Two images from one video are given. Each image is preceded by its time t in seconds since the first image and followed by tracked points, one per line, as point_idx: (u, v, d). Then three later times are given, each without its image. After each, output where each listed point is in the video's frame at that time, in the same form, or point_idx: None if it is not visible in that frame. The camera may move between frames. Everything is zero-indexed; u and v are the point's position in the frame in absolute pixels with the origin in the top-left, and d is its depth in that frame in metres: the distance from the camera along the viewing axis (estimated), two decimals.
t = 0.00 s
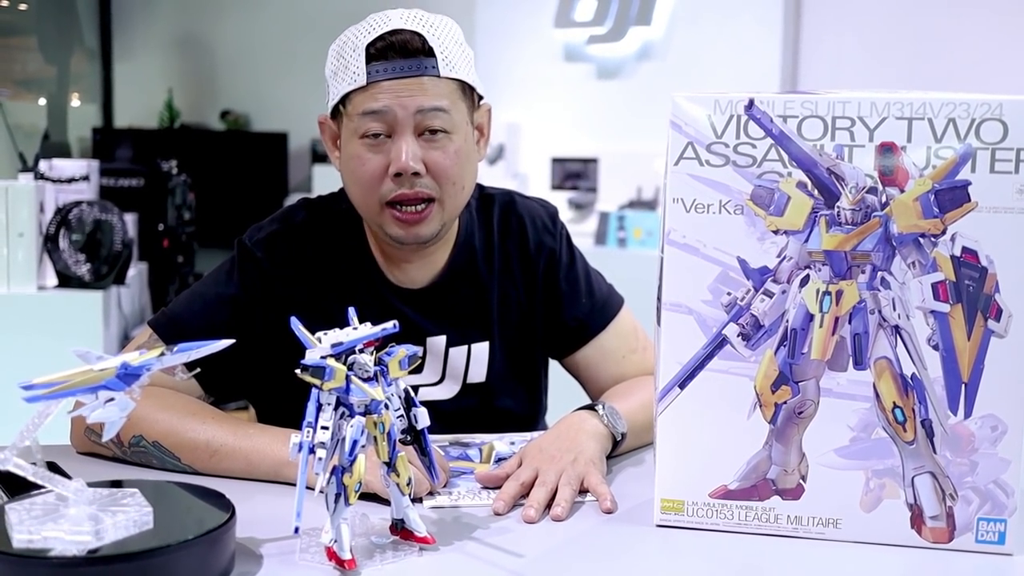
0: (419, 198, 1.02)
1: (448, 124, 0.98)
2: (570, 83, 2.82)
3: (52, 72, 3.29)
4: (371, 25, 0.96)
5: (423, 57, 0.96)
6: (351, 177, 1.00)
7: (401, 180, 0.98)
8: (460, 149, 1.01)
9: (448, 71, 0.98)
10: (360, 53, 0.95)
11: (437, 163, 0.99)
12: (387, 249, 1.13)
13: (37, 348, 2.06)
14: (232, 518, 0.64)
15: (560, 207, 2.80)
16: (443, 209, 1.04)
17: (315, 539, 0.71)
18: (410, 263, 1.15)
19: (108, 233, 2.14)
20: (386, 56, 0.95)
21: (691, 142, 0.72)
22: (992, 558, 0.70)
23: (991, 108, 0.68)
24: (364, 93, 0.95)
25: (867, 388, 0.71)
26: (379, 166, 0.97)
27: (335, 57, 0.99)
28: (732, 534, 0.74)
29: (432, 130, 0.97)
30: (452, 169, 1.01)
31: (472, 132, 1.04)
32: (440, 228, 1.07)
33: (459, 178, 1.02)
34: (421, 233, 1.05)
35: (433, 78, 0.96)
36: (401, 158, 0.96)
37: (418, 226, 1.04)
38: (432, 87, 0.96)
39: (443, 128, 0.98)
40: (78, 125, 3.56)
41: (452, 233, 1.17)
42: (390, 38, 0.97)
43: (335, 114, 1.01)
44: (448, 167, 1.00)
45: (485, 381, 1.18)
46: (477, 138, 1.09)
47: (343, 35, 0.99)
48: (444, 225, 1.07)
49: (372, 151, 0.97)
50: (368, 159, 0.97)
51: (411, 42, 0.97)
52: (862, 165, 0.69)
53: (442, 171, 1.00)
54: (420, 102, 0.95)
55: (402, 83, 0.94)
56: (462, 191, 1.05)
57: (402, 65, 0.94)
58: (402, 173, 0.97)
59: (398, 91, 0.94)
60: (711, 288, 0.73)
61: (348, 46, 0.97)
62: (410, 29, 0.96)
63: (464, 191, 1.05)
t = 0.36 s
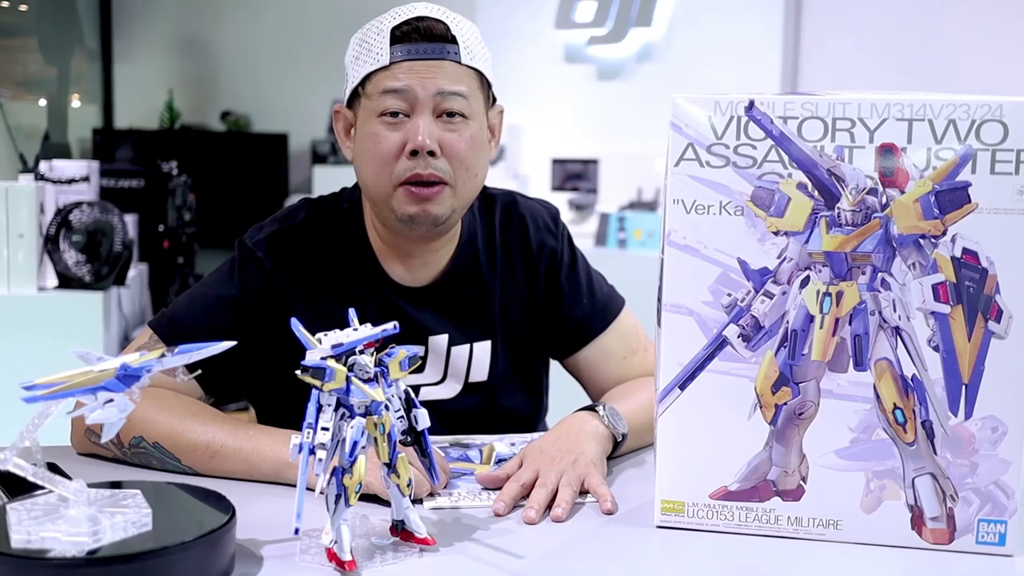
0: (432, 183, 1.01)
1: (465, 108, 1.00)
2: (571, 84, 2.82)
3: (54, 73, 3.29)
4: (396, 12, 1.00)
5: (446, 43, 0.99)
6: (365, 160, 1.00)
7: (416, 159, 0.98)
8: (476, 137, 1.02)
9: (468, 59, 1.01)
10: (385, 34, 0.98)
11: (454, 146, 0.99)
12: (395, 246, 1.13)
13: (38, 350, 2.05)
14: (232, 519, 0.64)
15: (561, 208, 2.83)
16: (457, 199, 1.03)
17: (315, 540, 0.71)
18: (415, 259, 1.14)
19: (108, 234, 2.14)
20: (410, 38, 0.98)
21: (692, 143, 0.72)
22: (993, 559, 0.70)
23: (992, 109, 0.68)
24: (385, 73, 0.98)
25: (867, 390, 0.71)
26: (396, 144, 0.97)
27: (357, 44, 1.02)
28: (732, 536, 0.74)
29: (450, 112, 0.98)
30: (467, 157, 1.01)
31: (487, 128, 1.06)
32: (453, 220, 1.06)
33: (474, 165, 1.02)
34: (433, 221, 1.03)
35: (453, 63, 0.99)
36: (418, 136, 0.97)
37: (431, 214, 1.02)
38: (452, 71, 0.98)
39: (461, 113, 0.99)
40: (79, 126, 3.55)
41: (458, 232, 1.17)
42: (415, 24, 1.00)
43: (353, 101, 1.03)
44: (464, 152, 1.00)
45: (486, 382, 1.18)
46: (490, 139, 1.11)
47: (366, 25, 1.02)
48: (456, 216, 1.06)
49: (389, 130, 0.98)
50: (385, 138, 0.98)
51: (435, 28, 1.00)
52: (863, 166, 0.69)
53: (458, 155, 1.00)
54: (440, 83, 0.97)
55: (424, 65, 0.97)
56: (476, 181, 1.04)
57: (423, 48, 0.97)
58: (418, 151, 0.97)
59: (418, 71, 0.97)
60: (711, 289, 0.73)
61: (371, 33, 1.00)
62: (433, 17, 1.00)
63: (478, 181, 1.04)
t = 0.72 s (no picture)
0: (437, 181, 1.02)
1: (475, 109, 0.99)
2: (570, 84, 2.82)
3: (54, 73, 3.29)
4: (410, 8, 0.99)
5: (458, 43, 0.98)
6: (372, 154, 1.00)
7: (422, 157, 0.98)
8: (483, 138, 1.02)
9: (478, 59, 1.00)
10: (397, 31, 0.97)
11: (462, 147, 0.99)
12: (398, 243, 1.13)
13: (38, 351, 2.05)
14: (232, 519, 0.64)
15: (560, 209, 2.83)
16: (461, 198, 1.04)
17: (315, 542, 0.71)
18: (415, 256, 1.15)
19: (107, 234, 2.14)
20: (422, 35, 0.97)
21: (692, 145, 0.72)
22: (992, 561, 0.70)
23: (992, 111, 0.68)
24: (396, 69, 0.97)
25: (867, 391, 0.71)
26: (402, 141, 0.98)
27: (368, 38, 1.01)
28: (732, 536, 0.74)
29: (460, 112, 0.98)
30: (474, 158, 1.01)
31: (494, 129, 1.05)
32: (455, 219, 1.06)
33: (480, 166, 1.02)
34: (436, 220, 1.03)
35: (464, 63, 0.98)
36: (426, 134, 0.97)
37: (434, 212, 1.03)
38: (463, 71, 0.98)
39: (470, 113, 0.99)
40: (79, 127, 3.55)
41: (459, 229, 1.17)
42: (428, 22, 0.99)
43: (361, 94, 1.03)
44: (472, 153, 1.00)
45: (487, 382, 1.18)
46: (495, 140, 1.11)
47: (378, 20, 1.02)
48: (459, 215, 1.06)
49: (397, 126, 0.98)
50: (392, 134, 0.98)
51: (448, 27, 0.99)
52: (863, 167, 0.69)
53: (465, 155, 1.00)
54: (451, 83, 0.97)
55: (435, 63, 0.97)
56: (481, 182, 1.05)
57: (434, 46, 0.97)
58: (425, 149, 0.97)
59: (429, 69, 0.96)
60: (711, 291, 0.73)
61: (383, 27, 1.00)
62: (446, 16, 1.00)
63: (482, 182, 1.05)
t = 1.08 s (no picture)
0: (453, 197, 1.01)
1: (496, 130, 0.99)
2: (570, 84, 2.81)
3: (53, 72, 3.29)
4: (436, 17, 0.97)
5: (482, 59, 0.97)
6: (390, 166, 1.00)
7: (443, 175, 0.98)
8: (501, 157, 1.01)
9: (501, 75, 0.99)
10: (423, 42, 0.96)
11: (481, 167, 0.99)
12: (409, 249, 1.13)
13: (38, 351, 2.05)
14: (232, 520, 0.64)
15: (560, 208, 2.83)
16: (475, 213, 1.04)
17: (315, 542, 0.71)
18: (422, 262, 1.15)
19: (107, 234, 2.14)
20: (447, 49, 0.96)
21: (692, 146, 0.72)
22: (992, 561, 0.70)
23: (992, 112, 0.68)
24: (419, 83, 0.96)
25: (867, 392, 0.71)
26: (423, 159, 0.97)
27: (389, 42, 0.99)
28: (731, 537, 0.74)
29: (481, 133, 0.97)
30: (491, 175, 1.01)
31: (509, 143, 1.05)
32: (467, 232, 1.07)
33: (496, 183, 1.02)
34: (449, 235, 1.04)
35: (487, 80, 0.97)
36: (447, 154, 0.96)
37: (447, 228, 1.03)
38: (487, 89, 0.97)
39: (491, 133, 0.98)
40: (79, 126, 3.54)
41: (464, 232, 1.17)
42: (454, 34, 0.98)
43: (378, 100, 1.02)
44: (489, 172, 1.00)
45: (487, 382, 1.18)
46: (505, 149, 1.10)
47: (401, 22, 1.00)
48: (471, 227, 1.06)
49: (418, 143, 0.97)
50: (412, 150, 0.98)
51: (473, 41, 0.98)
52: (863, 168, 0.69)
53: (484, 175, 0.99)
54: (474, 103, 0.96)
55: (459, 80, 0.95)
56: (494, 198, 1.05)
57: (459, 62, 0.96)
58: (445, 168, 0.97)
59: (452, 88, 0.95)
60: (711, 292, 0.73)
61: (405, 34, 0.97)
62: (472, 29, 0.98)
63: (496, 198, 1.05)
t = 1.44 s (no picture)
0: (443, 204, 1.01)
1: (486, 138, 0.98)
2: (571, 84, 2.81)
3: (54, 73, 3.29)
4: (429, 23, 0.97)
5: (474, 66, 0.96)
6: (381, 173, 1.00)
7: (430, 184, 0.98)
8: (492, 165, 1.01)
9: (495, 83, 0.98)
10: (413, 49, 0.96)
11: (469, 175, 0.99)
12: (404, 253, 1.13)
13: (39, 352, 2.05)
14: (232, 521, 0.64)
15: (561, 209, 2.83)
16: (465, 221, 1.04)
17: (315, 543, 0.71)
18: (420, 265, 1.15)
19: (107, 235, 2.14)
20: (437, 56, 0.96)
21: (692, 146, 0.72)
22: (992, 562, 0.70)
23: (992, 112, 0.67)
24: (409, 90, 0.95)
25: (867, 392, 0.71)
26: (411, 167, 0.97)
27: (385, 49, 0.99)
28: (732, 538, 0.74)
29: (470, 141, 0.96)
30: (481, 183, 1.00)
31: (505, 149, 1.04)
32: (459, 239, 1.07)
33: (486, 191, 1.01)
34: (439, 242, 1.04)
35: (479, 87, 0.96)
36: (434, 163, 0.96)
37: (437, 235, 1.03)
38: (478, 97, 0.96)
39: (481, 141, 0.97)
40: (79, 127, 3.54)
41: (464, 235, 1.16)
42: (446, 40, 0.97)
43: (373, 105, 1.01)
44: (478, 181, 1.00)
45: (488, 383, 1.18)
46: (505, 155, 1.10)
47: (396, 28, 1.00)
48: (463, 234, 1.06)
49: (406, 151, 0.97)
50: (401, 158, 0.97)
51: (466, 47, 0.97)
52: (863, 168, 0.69)
53: (472, 183, 0.99)
54: (464, 112, 0.95)
55: (449, 88, 0.95)
56: (486, 206, 1.04)
57: (448, 69, 0.95)
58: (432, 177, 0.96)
59: (442, 96, 0.94)
60: (711, 292, 0.73)
61: (400, 40, 0.98)
62: (465, 35, 0.97)
63: (488, 206, 1.05)
